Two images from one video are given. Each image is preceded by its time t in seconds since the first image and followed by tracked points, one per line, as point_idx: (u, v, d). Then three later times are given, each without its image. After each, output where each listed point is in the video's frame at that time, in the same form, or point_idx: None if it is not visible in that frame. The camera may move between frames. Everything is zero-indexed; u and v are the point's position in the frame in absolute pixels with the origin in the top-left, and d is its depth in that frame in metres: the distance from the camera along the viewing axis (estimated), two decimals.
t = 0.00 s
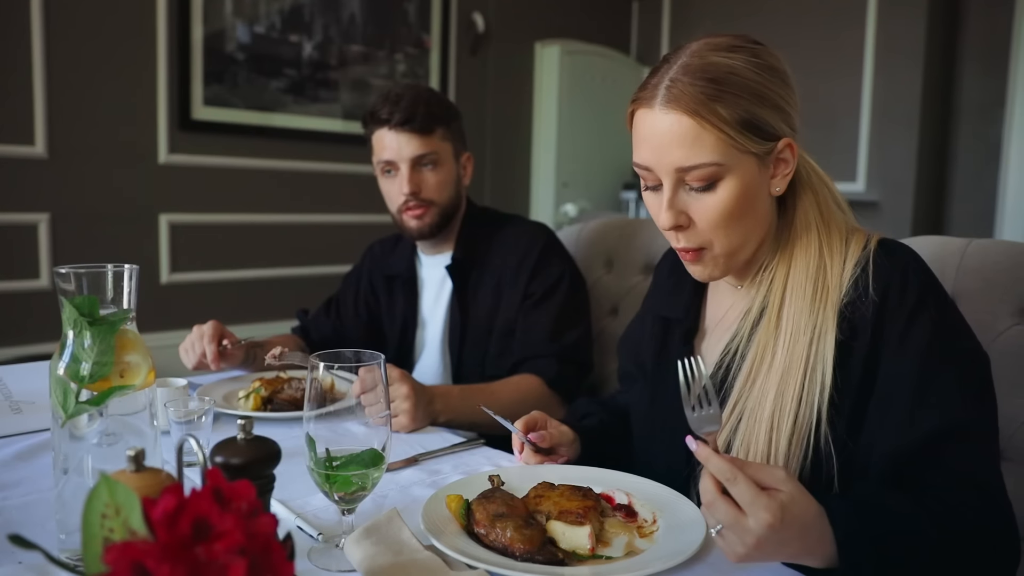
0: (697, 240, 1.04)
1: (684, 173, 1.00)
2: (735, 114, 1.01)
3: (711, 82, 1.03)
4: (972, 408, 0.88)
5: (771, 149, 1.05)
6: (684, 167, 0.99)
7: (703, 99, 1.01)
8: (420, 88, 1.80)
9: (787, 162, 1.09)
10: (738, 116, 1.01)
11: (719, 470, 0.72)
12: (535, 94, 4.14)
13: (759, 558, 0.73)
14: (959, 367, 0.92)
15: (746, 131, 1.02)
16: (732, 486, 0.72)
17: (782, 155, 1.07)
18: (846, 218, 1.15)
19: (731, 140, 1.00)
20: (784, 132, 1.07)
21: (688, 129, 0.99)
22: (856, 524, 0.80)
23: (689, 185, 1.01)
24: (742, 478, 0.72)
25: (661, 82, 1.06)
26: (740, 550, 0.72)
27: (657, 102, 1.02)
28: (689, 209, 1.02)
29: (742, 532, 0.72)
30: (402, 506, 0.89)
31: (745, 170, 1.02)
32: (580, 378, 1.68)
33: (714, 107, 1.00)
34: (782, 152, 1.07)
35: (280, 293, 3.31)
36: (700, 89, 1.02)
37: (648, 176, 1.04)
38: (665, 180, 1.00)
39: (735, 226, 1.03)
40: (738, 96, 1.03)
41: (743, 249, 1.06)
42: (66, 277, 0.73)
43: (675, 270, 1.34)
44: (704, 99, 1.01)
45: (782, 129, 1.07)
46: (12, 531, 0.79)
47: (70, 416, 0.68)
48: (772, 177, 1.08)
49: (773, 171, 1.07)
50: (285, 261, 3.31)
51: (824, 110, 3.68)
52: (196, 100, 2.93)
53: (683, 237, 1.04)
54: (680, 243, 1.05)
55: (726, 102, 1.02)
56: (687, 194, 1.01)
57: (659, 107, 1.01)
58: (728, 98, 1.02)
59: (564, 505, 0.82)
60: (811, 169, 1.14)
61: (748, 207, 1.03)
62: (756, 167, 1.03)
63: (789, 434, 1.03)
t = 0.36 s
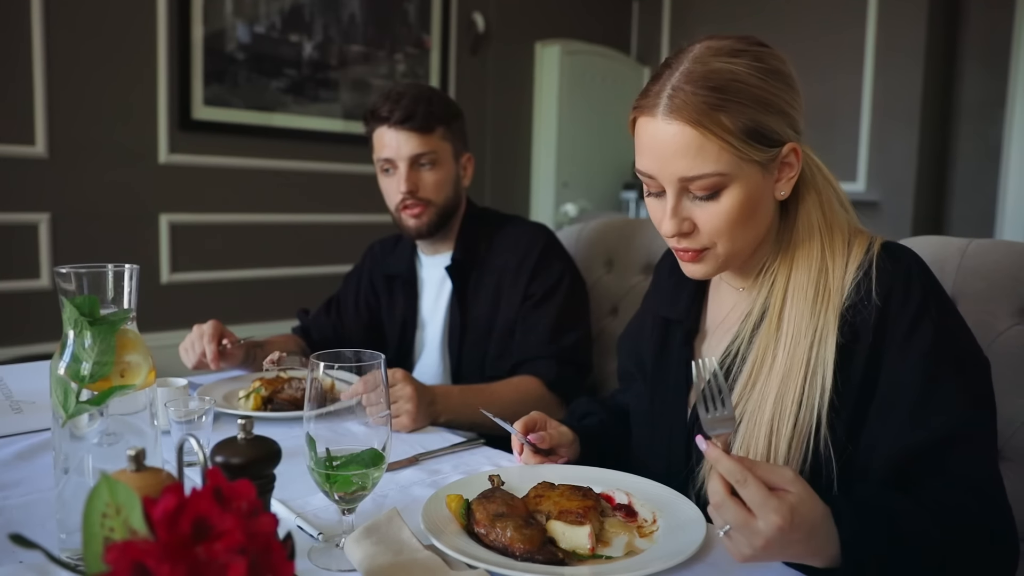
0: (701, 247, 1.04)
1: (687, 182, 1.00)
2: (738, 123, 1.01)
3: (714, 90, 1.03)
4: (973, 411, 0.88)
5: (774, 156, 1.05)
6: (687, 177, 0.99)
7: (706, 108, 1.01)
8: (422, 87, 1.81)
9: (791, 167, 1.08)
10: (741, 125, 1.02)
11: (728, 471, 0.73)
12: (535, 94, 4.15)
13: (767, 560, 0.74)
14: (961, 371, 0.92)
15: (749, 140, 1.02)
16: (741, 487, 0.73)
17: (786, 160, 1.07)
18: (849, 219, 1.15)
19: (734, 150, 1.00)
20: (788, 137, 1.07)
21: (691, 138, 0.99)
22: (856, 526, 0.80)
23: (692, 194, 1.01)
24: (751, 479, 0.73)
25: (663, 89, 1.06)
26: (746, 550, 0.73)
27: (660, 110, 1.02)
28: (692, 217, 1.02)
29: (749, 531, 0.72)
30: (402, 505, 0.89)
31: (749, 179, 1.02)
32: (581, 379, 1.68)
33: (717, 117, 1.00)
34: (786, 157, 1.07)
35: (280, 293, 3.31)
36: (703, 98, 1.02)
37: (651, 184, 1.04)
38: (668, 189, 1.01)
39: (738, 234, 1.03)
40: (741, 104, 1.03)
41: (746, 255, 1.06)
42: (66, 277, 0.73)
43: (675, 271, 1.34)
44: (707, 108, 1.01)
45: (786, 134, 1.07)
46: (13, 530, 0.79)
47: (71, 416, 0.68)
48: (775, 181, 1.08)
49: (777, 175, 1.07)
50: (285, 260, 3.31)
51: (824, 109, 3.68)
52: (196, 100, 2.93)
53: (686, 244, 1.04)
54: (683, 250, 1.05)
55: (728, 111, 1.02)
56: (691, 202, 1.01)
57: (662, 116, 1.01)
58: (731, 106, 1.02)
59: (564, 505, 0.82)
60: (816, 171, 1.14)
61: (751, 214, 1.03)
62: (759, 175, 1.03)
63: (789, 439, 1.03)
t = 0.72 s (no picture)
0: (698, 252, 1.04)
1: (682, 188, 1.00)
2: (730, 128, 1.02)
3: (704, 96, 1.03)
4: (972, 409, 0.88)
5: (768, 159, 1.05)
6: (681, 183, 1.00)
7: (697, 114, 1.01)
8: (423, 84, 1.81)
9: (787, 168, 1.08)
10: (733, 130, 1.02)
11: (726, 473, 0.72)
12: (536, 94, 4.15)
13: (768, 561, 0.74)
14: (961, 371, 0.92)
15: (742, 144, 1.02)
16: (739, 489, 0.73)
17: (781, 161, 1.07)
18: (846, 218, 1.15)
19: (728, 156, 1.00)
20: (782, 138, 1.08)
21: (683, 145, 0.99)
22: (857, 525, 0.80)
23: (687, 199, 1.01)
24: (749, 481, 0.73)
25: (654, 96, 1.06)
26: (744, 551, 0.73)
27: (651, 117, 1.02)
28: (688, 221, 1.02)
29: (748, 532, 0.72)
30: (402, 505, 0.89)
31: (744, 183, 1.02)
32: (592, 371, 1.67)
33: (708, 123, 1.00)
34: (780, 159, 1.07)
35: (280, 293, 3.31)
36: (694, 105, 1.02)
37: (646, 189, 1.04)
38: (663, 195, 1.01)
39: (735, 237, 1.03)
40: (733, 109, 1.03)
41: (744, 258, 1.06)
42: (67, 277, 0.73)
43: (674, 272, 1.34)
44: (697, 115, 1.01)
45: (779, 136, 1.07)
46: (14, 529, 0.79)
47: (72, 415, 0.68)
48: (771, 183, 1.08)
49: (772, 177, 1.07)
50: (286, 260, 3.31)
51: (825, 109, 3.68)
52: (197, 100, 2.93)
53: (683, 249, 1.05)
54: (680, 255, 1.06)
55: (720, 117, 1.02)
56: (686, 207, 1.02)
57: (653, 123, 1.01)
58: (722, 112, 1.02)
59: (565, 505, 0.82)
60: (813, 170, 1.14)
61: (747, 218, 1.03)
62: (754, 178, 1.03)
63: (789, 440, 1.03)
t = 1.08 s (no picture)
0: (699, 249, 1.04)
1: (682, 183, 1.00)
2: (731, 124, 1.01)
3: (707, 91, 1.03)
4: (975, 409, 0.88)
5: (768, 156, 1.05)
6: (682, 177, 1.00)
7: (698, 108, 1.01)
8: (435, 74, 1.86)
9: (786, 167, 1.08)
10: (734, 125, 1.02)
11: (718, 489, 0.72)
12: (537, 94, 4.15)
13: (768, 560, 0.74)
14: (961, 370, 0.92)
15: (743, 140, 1.02)
16: (736, 504, 0.72)
17: (780, 160, 1.07)
18: (846, 220, 1.15)
19: (729, 151, 1.00)
20: (782, 137, 1.07)
21: (684, 139, 0.99)
22: (857, 525, 0.81)
23: (687, 194, 1.01)
24: (745, 494, 0.72)
25: (656, 91, 1.06)
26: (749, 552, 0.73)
27: (653, 111, 1.02)
28: (687, 217, 1.02)
29: (750, 538, 0.72)
30: (403, 505, 0.89)
31: (744, 178, 1.02)
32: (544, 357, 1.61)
33: (710, 117, 1.00)
34: (780, 158, 1.07)
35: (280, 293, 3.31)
36: (696, 99, 1.02)
37: (646, 184, 1.04)
38: (662, 189, 1.01)
39: (734, 233, 1.03)
40: (734, 105, 1.03)
41: (743, 255, 1.06)
42: (67, 277, 0.73)
43: (674, 273, 1.34)
44: (700, 109, 1.01)
45: (779, 135, 1.07)
46: (15, 529, 0.79)
47: (72, 415, 0.68)
48: (771, 182, 1.07)
49: (772, 176, 1.07)
50: (286, 260, 3.31)
51: (826, 109, 3.67)
52: (197, 100, 2.93)
53: (682, 245, 1.04)
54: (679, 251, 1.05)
55: (721, 111, 1.02)
56: (685, 202, 1.01)
57: (655, 117, 1.01)
58: (723, 107, 1.02)
59: (565, 505, 0.82)
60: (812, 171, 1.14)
61: (746, 214, 1.03)
62: (754, 174, 1.03)
63: (789, 442, 1.03)
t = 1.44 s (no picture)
0: (693, 233, 1.04)
1: (682, 160, 1.00)
2: (739, 105, 1.02)
3: (717, 71, 1.03)
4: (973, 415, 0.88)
5: (772, 146, 1.05)
6: (683, 153, 1.00)
7: (707, 86, 1.01)
8: (401, 80, 1.77)
9: (788, 163, 1.08)
10: (741, 107, 1.02)
11: (718, 487, 0.72)
12: (537, 94, 4.15)
13: (768, 560, 0.74)
14: (959, 374, 0.92)
15: (749, 124, 1.02)
16: (735, 502, 0.72)
17: (783, 154, 1.07)
18: (847, 224, 1.15)
19: (733, 131, 1.00)
20: (788, 131, 1.07)
21: (690, 115, 1.00)
22: (858, 527, 0.81)
23: (686, 172, 1.01)
24: (744, 492, 0.72)
25: (668, 67, 1.06)
26: (747, 553, 0.73)
27: (662, 86, 1.03)
28: (684, 197, 1.01)
29: (749, 538, 0.72)
30: (404, 506, 0.89)
31: (745, 163, 1.02)
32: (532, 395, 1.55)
33: (719, 96, 1.01)
34: (783, 152, 1.07)
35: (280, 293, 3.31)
36: (706, 77, 1.02)
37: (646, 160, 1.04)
38: (663, 165, 1.01)
39: (730, 219, 1.02)
40: (744, 88, 1.03)
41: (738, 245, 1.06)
42: (69, 277, 0.73)
43: (671, 275, 1.34)
44: (709, 87, 1.01)
45: (785, 128, 1.07)
46: (16, 529, 0.79)
47: (73, 415, 0.68)
48: (772, 176, 1.07)
49: (773, 170, 1.07)
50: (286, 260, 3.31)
51: (826, 109, 3.67)
52: (198, 100, 2.93)
53: (675, 227, 1.04)
54: (672, 233, 1.05)
55: (730, 92, 1.02)
56: (683, 182, 1.01)
57: (664, 91, 1.02)
58: (733, 88, 1.02)
59: (565, 505, 0.81)
60: (812, 172, 1.15)
61: (745, 201, 1.03)
62: (756, 161, 1.03)
63: (784, 447, 1.03)
